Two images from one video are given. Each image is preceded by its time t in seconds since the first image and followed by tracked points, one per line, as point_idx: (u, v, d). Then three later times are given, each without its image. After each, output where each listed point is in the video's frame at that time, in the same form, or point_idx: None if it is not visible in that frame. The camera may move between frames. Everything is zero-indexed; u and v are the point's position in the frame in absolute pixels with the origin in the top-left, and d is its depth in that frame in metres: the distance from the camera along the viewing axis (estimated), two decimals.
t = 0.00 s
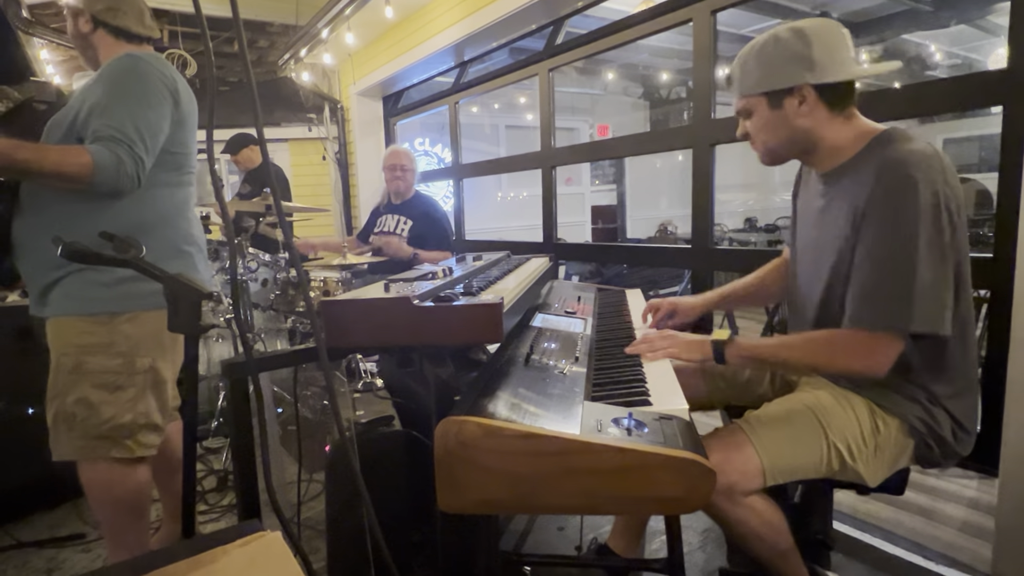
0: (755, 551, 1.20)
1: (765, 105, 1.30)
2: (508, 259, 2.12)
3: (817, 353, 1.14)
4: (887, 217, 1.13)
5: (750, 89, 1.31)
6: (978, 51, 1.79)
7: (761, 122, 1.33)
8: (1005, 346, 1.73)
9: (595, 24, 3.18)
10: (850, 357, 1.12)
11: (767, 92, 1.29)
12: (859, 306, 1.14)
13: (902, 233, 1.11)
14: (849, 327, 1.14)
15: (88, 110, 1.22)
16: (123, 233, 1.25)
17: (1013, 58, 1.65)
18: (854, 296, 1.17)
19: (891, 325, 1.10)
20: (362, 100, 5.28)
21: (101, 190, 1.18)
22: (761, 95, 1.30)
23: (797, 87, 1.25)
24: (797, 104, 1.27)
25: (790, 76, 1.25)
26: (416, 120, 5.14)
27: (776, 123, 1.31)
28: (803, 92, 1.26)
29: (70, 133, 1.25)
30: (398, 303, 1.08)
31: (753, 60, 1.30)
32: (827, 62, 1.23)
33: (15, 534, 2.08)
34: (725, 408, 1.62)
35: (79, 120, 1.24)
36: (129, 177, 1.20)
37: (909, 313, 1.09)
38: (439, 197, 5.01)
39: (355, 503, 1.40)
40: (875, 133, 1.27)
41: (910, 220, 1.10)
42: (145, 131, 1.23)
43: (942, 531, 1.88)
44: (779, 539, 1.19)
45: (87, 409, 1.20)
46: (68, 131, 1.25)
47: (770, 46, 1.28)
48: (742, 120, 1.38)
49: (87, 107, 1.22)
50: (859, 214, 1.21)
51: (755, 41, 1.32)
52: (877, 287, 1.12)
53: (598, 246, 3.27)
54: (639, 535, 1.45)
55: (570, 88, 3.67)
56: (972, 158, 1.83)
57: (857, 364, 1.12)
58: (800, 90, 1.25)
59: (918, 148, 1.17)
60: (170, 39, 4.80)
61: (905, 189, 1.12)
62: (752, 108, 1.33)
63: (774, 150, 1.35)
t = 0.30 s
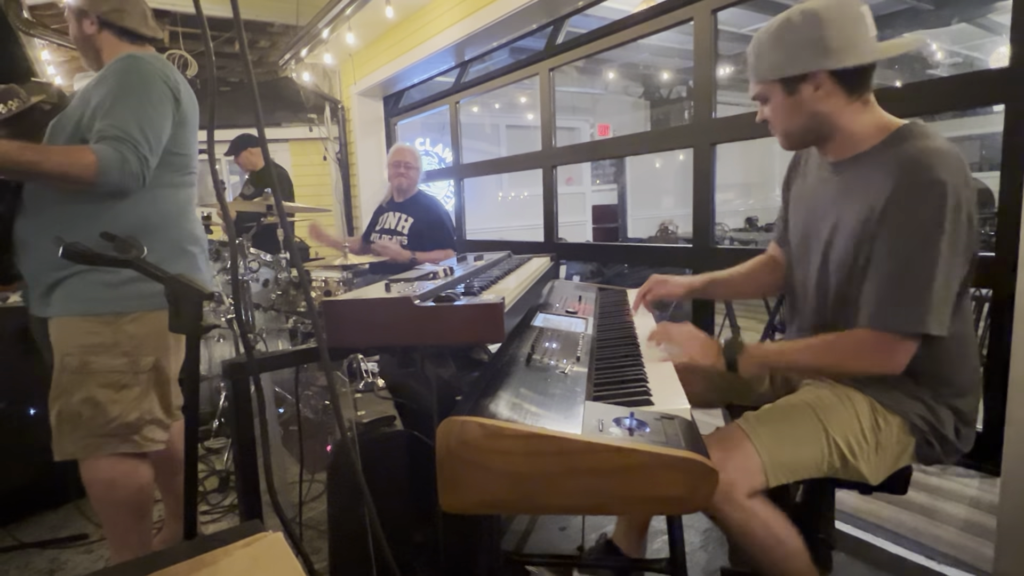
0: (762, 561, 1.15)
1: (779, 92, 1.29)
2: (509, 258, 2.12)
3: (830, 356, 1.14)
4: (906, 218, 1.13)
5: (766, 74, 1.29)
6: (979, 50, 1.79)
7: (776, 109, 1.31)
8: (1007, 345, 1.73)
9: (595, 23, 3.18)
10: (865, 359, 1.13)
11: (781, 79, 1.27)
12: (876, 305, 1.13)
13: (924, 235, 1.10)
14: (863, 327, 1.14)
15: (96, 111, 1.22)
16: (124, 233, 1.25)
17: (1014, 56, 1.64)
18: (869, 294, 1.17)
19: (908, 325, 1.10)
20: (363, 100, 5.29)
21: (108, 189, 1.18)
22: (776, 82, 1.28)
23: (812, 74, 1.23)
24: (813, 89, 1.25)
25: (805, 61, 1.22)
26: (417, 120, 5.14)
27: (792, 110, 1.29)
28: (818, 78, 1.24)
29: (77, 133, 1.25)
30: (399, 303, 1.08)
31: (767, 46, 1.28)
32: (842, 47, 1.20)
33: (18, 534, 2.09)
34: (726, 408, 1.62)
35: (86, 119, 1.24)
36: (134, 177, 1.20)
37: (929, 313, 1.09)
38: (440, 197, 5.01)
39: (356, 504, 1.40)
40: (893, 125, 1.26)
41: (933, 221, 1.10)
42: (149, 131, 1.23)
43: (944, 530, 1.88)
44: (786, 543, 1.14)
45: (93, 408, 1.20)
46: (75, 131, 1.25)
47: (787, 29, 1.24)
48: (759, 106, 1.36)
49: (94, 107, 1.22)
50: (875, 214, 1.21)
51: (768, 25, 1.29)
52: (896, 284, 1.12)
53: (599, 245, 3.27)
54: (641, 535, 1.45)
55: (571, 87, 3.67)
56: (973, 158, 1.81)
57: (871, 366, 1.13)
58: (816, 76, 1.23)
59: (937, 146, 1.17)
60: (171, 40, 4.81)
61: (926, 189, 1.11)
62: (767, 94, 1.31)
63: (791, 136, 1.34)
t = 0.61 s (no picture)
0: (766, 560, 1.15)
1: (748, 122, 1.36)
2: (509, 258, 2.12)
3: (826, 349, 1.16)
4: (899, 214, 1.15)
5: (734, 105, 1.36)
6: (979, 49, 1.78)
7: (751, 134, 1.39)
8: (1006, 344, 1.73)
9: (595, 22, 3.17)
10: (859, 352, 1.14)
11: (746, 112, 1.35)
12: (870, 301, 1.16)
13: (916, 229, 1.12)
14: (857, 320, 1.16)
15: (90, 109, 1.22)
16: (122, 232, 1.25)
17: (1014, 55, 1.64)
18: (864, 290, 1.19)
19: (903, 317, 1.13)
20: (363, 100, 5.29)
21: (103, 187, 1.18)
22: (743, 114, 1.36)
23: (769, 108, 1.30)
24: (774, 119, 1.31)
25: (760, 98, 1.29)
26: (417, 120, 5.14)
27: (763, 135, 1.36)
28: (776, 110, 1.29)
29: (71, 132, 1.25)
30: (398, 303, 1.07)
31: (731, 83, 1.36)
32: (791, 81, 1.25)
33: (18, 535, 2.09)
34: (726, 407, 1.62)
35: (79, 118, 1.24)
36: (128, 175, 1.20)
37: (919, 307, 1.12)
38: (440, 197, 5.01)
39: (355, 505, 1.40)
40: (879, 129, 1.28)
41: (924, 217, 1.12)
42: (145, 129, 1.23)
43: (945, 529, 1.88)
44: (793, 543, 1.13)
45: (85, 410, 1.20)
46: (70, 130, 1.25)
47: (745, 64, 1.31)
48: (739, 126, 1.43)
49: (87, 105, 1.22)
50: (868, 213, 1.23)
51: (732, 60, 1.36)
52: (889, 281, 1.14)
53: (599, 245, 3.27)
54: (640, 534, 1.44)
55: (571, 87, 3.67)
56: (973, 156, 1.82)
57: (864, 360, 1.14)
58: (773, 109, 1.30)
59: (926, 144, 1.18)
60: (170, 40, 4.81)
61: (919, 187, 1.13)
62: (741, 123, 1.39)
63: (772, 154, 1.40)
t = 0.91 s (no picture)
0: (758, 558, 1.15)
1: (723, 138, 1.41)
2: (508, 257, 2.12)
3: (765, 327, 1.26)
4: (837, 206, 1.24)
5: (708, 124, 1.41)
6: (978, 47, 1.78)
7: (728, 150, 1.44)
8: (1005, 343, 1.73)
9: (595, 22, 3.17)
10: (795, 326, 1.23)
11: (720, 128, 1.40)
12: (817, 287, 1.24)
13: (849, 218, 1.21)
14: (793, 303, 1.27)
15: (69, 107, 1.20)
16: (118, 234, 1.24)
17: (1013, 54, 1.64)
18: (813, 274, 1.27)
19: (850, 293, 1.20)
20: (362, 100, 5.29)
21: (83, 189, 1.16)
22: (717, 132, 1.41)
23: (740, 124, 1.35)
24: (746, 133, 1.36)
25: (730, 115, 1.34)
26: (416, 119, 5.14)
27: (737, 149, 1.41)
28: (747, 124, 1.34)
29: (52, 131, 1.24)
30: (396, 302, 1.07)
31: (702, 105, 1.42)
32: (758, 95, 1.30)
33: (17, 535, 2.09)
34: (724, 405, 1.63)
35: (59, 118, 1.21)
36: (110, 177, 1.18)
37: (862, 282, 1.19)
38: (439, 196, 5.01)
39: (354, 504, 1.40)
40: (831, 130, 1.34)
41: (857, 206, 1.21)
42: (127, 130, 1.20)
43: (943, 527, 1.88)
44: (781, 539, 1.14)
45: (86, 417, 1.20)
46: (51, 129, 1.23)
47: (714, 87, 1.37)
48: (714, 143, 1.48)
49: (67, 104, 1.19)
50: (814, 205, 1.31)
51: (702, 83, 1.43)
52: (831, 261, 1.22)
53: (598, 244, 3.28)
54: (639, 532, 1.45)
55: (570, 86, 3.67)
56: (973, 154, 1.84)
57: (801, 333, 1.22)
58: (743, 124, 1.35)
59: (861, 139, 1.27)
60: (170, 39, 4.80)
61: (852, 173, 1.23)
62: (717, 140, 1.44)
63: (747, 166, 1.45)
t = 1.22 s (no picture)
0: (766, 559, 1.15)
1: (704, 151, 1.45)
2: (510, 256, 2.11)
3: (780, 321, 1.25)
4: (810, 206, 1.26)
5: (690, 140, 1.45)
6: (981, 46, 1.77)
7: (710, 162, 1.47)
8: (1007, 342, 1.72)
9: (596, 21, 3.17)
10: (814, 315, 1.22)
11: (701, 142, 1.43)
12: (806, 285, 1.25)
13: (824, 214, 1.23)
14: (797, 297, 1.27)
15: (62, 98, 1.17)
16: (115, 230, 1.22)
17: (1015, 52, 1.64)
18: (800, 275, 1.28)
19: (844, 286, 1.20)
20: (363, 99, 5.29)
21: (73, 184, 1.12)
22: (698, 145, 1.44)
23: (719, 137, 1.39)
24: (726, 146, 1.40)
25: (710, 129, 1.38)
26: (418, 119, 5.14)
27: (719, 162, 1.44)
28: (727, 137, 1.38)
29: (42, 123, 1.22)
30: (396, 301, 1.07)
31: (682, 122, 1.46)
32: (735, 111, 1.35)
33: (20, 534, 2.10)
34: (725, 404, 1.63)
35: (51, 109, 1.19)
36: (101, 171, 1.15)
37: (851, 272, 1.19)
38: (441, 196, 5.01)
39: (355, 503, 1.40)
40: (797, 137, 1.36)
41: (828, 202, 1.23)
42: (120, 122, 1.18)
43: (947, 527, 1.88)
44: (781, 537, 1.14)
45: (88, 422, 1.19)
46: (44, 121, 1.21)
47: (693, 104, 1.41)
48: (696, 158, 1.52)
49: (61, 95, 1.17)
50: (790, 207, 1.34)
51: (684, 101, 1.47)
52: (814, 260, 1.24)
53: (599, 243, 3.28)
54: (640, 531, 1.45)
55: (571, 85, 3.67)
56: (975, 153, 1.85)
57: (821, 321, 1.22)
58: (723, 137, 1.38)
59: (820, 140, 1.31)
60: (171, 39, 4.81)
61: (819, 174, 1.25)
62: (699, 154, 1.48)
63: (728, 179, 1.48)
